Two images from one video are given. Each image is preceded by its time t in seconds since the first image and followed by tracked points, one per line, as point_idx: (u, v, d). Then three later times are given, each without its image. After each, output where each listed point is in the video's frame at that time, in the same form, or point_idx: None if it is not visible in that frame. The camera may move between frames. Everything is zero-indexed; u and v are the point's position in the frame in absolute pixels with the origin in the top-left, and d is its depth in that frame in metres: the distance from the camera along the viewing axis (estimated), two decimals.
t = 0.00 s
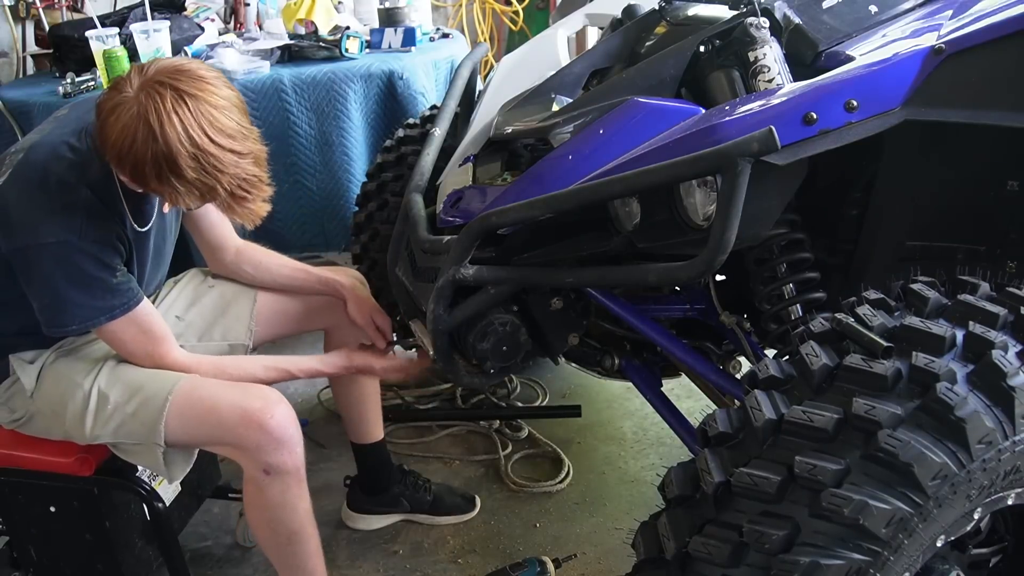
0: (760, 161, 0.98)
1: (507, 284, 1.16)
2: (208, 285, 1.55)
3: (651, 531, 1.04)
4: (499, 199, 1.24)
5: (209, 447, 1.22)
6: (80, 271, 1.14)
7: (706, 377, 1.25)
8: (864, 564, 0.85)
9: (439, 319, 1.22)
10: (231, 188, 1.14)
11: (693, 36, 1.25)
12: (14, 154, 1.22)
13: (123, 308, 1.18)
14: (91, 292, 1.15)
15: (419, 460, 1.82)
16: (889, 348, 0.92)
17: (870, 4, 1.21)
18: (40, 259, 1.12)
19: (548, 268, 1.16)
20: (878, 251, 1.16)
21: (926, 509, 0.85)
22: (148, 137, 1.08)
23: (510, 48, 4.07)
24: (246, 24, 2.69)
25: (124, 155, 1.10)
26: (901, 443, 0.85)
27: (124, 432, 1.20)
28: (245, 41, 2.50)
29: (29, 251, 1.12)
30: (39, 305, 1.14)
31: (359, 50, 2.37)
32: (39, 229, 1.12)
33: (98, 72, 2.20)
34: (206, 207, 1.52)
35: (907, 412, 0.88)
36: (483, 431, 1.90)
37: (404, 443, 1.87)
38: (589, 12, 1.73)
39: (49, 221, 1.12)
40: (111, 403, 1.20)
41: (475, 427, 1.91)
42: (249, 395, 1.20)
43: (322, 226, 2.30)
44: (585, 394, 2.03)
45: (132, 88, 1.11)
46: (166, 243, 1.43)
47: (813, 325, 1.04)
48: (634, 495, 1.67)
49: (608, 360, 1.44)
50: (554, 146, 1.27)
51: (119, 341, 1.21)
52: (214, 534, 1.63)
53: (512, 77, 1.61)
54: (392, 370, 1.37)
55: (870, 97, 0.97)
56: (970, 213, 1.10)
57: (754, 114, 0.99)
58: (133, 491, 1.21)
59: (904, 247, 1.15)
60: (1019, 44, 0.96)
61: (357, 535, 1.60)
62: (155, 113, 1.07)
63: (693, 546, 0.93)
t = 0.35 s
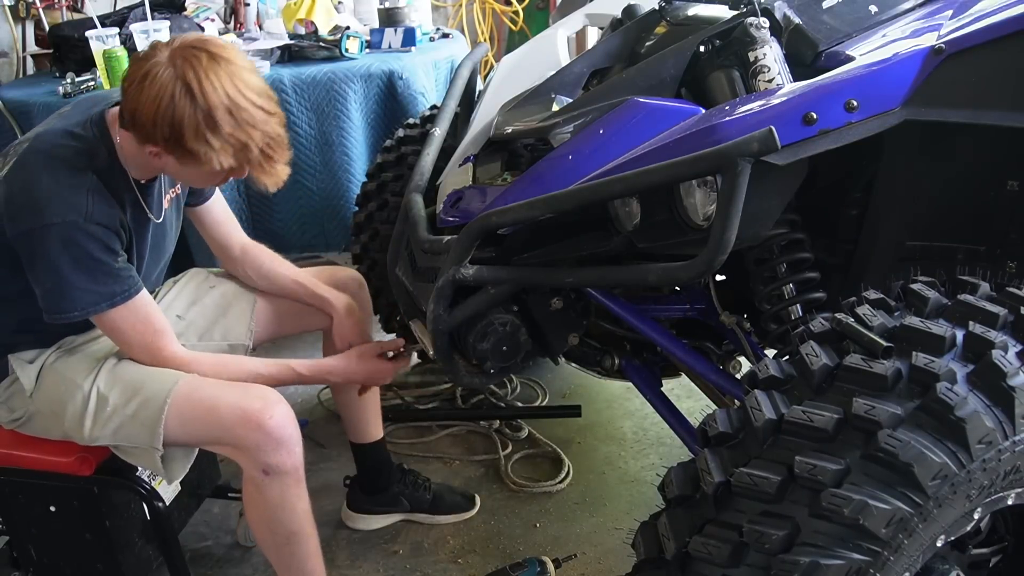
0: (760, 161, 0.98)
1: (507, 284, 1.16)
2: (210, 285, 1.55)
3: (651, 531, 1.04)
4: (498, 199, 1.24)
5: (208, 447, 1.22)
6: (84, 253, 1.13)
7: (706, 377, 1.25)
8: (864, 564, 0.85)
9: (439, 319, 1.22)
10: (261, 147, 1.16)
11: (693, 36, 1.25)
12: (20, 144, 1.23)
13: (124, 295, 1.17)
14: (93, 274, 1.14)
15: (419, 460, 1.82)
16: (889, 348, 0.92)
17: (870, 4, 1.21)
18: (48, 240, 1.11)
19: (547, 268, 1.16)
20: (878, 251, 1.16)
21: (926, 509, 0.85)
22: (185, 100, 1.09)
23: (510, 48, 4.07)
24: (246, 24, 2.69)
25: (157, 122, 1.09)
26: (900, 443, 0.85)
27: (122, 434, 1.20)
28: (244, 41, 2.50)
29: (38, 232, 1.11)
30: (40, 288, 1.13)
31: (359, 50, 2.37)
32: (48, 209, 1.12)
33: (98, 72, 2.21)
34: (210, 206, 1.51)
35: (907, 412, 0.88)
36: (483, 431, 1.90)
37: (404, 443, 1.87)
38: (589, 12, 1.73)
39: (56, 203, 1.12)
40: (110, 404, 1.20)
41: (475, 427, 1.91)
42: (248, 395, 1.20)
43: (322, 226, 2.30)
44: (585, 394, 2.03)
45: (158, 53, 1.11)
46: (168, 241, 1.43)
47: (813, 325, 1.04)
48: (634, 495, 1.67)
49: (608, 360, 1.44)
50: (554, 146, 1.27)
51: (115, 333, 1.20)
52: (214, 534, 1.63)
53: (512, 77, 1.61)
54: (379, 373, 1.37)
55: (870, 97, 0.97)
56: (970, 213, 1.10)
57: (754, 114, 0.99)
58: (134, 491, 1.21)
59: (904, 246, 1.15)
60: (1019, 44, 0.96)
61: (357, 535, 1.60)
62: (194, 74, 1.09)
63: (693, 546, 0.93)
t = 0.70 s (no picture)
0: (760, 161, 0.98)
1: (507, 284, 1.16)
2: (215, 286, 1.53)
3: (651, 531, 1.04)
4: (498, 199, 1.24)
5: (208, 451, 1.21)
6: (114, 189, 1.09)
7: (706, 377, 1.25)
8: (864, 564, 0.85)
9: (439, 319, 1.22)
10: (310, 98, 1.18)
11: (693, 36, 1.25)
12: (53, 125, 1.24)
13: (149, 241, 1.09)
14: (118, 210, 1.08)
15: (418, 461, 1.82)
16: (889, 348, 0.93)
17: (870, 4, 1.21)
18: (77, 171, 1.08)
19: (547, 268, 1.15)
20: (877, 251, 1.17)
21: (926, 509, 0.85)
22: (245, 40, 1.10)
23: (510, 48, 4.07)
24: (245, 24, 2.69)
25: (221, 62, 1.08)
26: (900, 443, 0.85)
27: (122, 440, 1.19)
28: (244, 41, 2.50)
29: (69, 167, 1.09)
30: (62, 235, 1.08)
31: (359, 50, 2.37)
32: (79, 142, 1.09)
33: (98, 72, 2.21)
34: (242, 197, 1.49)
35: (907, 412, 0.88)
36: (483, 431, 1.90)
37: (403, 443, 1.87)
38: (589, 12, 1.73)
39: (88, 138, 1.10)
40: (110, 408, 1.20)
41: (475, 427, 1.91)
42: (249, 401, 1.19)
43: (323, 226, 2.30)
44: (585, 394, 2.03)
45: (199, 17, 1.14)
46: (189, 236, 1.38)
47: (813, 325, 1.04)
48: (634, 495, 1.67)
49: (608, 360, 1.44)
50: (554, 146, 1.27)
51: (129, 303, 1.08)
52: (214, 534, 1.63)
53: (512, 77, 1.61)
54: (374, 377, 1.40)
55: (871, 97, 0.97)
56: (969, 213, 1.10)
57: (754, 114, 0.99)
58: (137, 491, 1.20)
59: (904, 247, 1.15)
60: (1019, 44, 0.96)
61: (357, 535, 1.60)
62: (248, 16, 1.12)
63: (693, 546, 0.93)
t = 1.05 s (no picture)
0: (760, 161, 0.98)
1: (507, 284, 1.16)
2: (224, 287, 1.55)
3: (651, 531, 1.04)
4: (499, 199, 1.24)
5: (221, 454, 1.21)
6: (190, 217, 1.05)
7: (706, 377, 1.25)
8: (864, 564, 0.85)
9: (439, 319, 1.22)
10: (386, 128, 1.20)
11: (693, 37, 1.25)
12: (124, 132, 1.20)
13: (216, 276, 1.06)
14: (191, 240, 1.04)
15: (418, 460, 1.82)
16: (889, 348, 0.93)
17: (870, 4, 1.21)
18: (156, 197, 1.04)
19: (548, 268, 1.15)
20: (877, 251, 1.17)
21: (926, 509, 0.85)
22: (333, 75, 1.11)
23: (510, 48, 4.07)
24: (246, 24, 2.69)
25: (311, 94, 1.09)
26: (900, 443, 0.85)
27: (139, 441, 1.20)
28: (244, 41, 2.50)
29: (147, 191, 1.06)
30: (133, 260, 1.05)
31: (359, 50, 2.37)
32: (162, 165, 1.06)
33: (98, 72, 2.21)
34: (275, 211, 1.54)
35: (907, 412, 0.88)
36: (483, 431, 1.90)
37: (403, 443, 1.87)
38: (589, 12, 1.73)
39: (171, 160, 1.07)
40: (125, 407, 1.21)
41: (474, 427, 1.91)
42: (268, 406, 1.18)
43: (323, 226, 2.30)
44: (585, 394, 2.03)
45: (284, 49, 1.14)
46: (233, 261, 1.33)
47: (813, 325, 1.04)
48: (634, 495, 1.67)
49: (607, 360, 1.44)
50: (554, 146, 1.27)
51: (168, 331, 1.04)
52: (214, 533, 1.63)
53: (512, 77, 1.61)
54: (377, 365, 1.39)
55: (871, 97, 0.97)
56: (969, 213, 1.10)
57: (754, 114, 0.99)
58: (153, 485, 1.22)
59: (904, 246, 1.15)
60: (1018, 44, 0.96)
61: (357, 535, 1.60)
62: (335, 52, 1.13)
63: (693, 546, 0.93)
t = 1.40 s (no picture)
0: (760, 161, 0.98)
1: (507, 284, 1.16)
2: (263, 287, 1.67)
3: (651, 531, 1.05)
4: (499, 199, 1.24)
5: (258, 460, 1.24)
6: (268, 225, 1.06)
7: (706, 377, 1.25)
8: (864, 564, 0.85)
9: (439, 319, 1.22)
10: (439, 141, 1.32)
11: (693, 36, 1.25)
12: (193, 138, 1.22)
13: (286, 285, 1.07)
14: (269, 249, 1.05)
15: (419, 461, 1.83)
16: (889, 348, 0.93)
17: (870, 4, 1.21)
18: (233, 202, 1.05)
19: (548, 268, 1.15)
20: (877, 251, 1.17)
21: (926, 509, 0.85)
22: (402, 90, 1.22)
23: (510, 48, 4.07)
24: (246, 24, 2.69)
25: (383, 108, 1.19)
26: (901, 443, 0.85)
27: (176, 440, 1.23)
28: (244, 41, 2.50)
29: (226, 196, 1.06)
30: (205, 263, 1.05)
31: (359, 50, 2.39)
32: (243, 173, 1.07)
33: (98, 72, 2.21)
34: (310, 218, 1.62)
35: (907, 412, 0.88)
36: (483, 431, 1.90)
37: (404, 443, 1.88)
38: (589, 12, 1.73)
39: (248, 169, 1.08)
40: (162, 407, 1.24)
41: (474, 427, 1.92)
42: (312, 415, 1.21)
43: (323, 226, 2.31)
44: (585, 394, 2.03)
45: (355, 63, 1.24)
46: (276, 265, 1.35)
47: (813, 325, 1.04)
48: (634, 495, 1.67)
49: (607, 360, 1.44)
50: (554, 146, 1.27)
51: (230, 337, 1.04)
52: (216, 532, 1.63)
53: (512, 77, 1.61)
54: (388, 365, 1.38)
55: (871, 97, 0.97)
56: (969, 213, 1.11)
57: (754, 114, 0.99)
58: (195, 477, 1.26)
59: (903, 246, 1.15)
60: (1018, 44, 0.96)
61: (357, 535, 1.60)
62: (403, 70, 1.24)
63: (693, 546, 0.93)
